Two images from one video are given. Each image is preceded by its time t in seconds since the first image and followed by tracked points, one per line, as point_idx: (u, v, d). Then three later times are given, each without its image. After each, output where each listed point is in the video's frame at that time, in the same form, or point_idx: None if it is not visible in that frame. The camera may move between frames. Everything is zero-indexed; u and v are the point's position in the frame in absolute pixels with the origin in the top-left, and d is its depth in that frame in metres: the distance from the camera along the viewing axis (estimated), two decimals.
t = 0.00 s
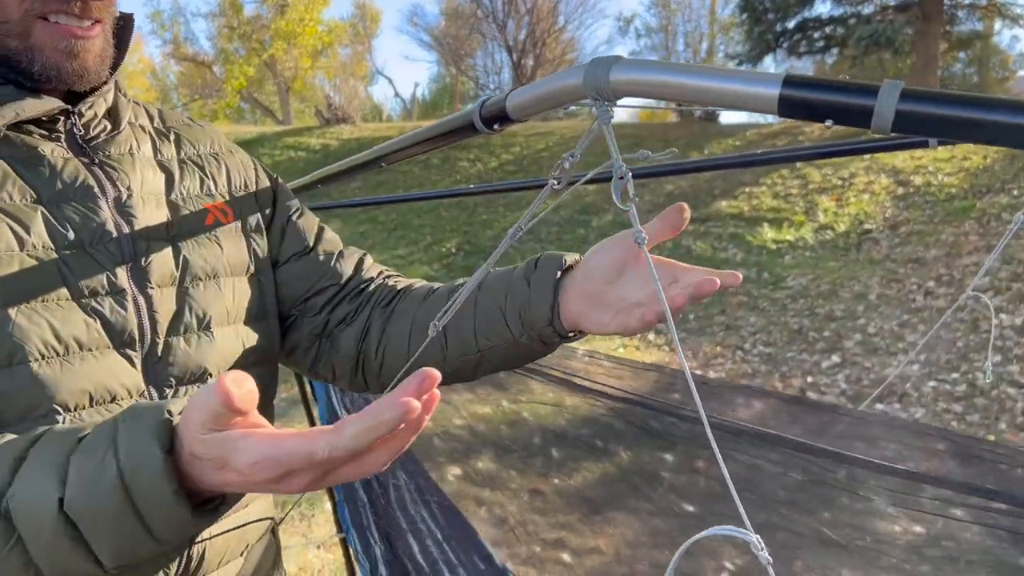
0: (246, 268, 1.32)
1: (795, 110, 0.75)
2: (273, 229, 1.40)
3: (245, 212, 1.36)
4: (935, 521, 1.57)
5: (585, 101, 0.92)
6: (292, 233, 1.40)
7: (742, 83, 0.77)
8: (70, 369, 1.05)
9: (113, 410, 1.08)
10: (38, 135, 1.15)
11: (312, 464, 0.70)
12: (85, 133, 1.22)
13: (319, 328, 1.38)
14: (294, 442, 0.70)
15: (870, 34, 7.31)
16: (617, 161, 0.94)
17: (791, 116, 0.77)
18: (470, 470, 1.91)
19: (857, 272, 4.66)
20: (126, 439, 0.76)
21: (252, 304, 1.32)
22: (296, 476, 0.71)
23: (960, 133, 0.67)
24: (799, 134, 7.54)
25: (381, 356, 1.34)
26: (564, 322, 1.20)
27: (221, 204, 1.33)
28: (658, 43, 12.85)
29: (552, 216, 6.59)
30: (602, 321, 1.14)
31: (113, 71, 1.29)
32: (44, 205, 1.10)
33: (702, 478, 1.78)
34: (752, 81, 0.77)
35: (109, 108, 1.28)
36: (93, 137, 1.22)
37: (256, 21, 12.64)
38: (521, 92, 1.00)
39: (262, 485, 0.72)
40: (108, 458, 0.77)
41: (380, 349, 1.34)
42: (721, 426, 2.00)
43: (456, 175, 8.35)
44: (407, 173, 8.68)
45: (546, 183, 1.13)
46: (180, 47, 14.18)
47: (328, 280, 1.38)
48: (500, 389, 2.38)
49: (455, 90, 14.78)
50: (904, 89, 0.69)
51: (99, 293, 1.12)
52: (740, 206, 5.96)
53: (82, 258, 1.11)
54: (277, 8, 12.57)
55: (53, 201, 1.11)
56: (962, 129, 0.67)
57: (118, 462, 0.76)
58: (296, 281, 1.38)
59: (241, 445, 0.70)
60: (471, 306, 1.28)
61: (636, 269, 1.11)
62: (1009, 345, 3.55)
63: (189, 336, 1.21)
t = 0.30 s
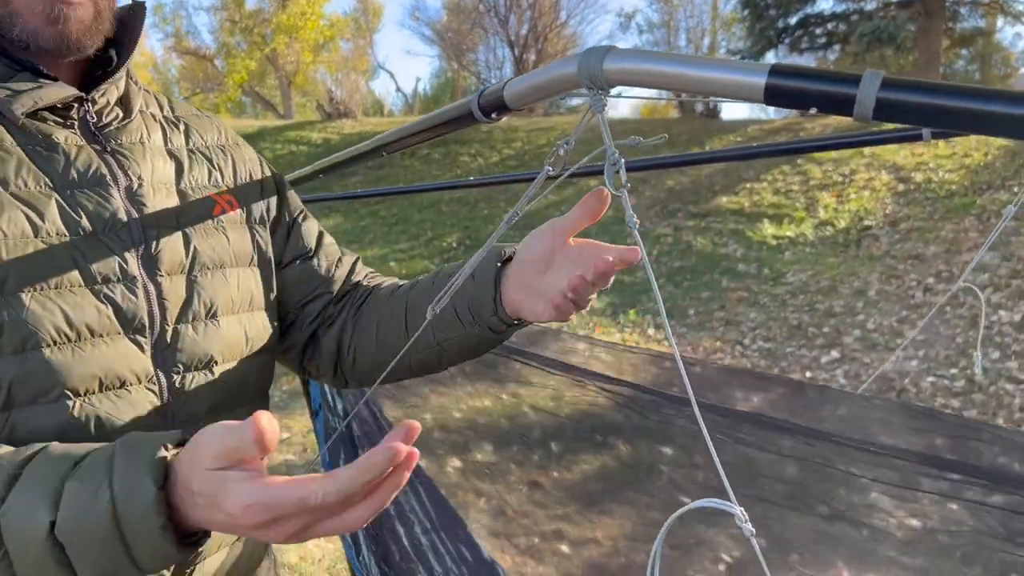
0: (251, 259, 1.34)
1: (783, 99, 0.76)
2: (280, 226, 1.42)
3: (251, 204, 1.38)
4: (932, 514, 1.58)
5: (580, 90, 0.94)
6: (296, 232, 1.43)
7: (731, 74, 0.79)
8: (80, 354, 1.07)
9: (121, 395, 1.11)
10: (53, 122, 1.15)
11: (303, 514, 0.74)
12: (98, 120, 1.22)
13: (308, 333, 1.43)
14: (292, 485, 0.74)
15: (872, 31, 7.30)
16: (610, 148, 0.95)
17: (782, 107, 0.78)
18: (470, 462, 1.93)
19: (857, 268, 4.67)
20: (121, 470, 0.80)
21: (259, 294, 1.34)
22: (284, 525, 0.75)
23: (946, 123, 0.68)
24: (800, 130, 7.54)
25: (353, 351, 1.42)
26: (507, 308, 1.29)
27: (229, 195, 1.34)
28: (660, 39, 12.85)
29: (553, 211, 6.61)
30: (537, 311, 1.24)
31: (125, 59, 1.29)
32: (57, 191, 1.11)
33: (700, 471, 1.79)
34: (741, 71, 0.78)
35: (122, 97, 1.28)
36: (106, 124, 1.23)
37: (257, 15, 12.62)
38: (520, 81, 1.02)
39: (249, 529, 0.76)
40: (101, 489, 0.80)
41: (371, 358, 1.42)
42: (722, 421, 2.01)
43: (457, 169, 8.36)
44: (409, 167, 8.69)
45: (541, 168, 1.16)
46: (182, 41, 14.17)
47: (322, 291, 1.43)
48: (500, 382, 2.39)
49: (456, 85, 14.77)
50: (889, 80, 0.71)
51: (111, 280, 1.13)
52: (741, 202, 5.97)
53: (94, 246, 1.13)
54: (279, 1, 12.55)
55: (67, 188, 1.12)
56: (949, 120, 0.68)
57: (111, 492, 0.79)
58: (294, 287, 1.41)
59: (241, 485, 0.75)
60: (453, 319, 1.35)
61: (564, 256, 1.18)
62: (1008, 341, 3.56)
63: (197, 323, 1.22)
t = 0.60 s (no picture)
0: (251, 250, 1.36)
1: (767, 83, 0.79)
2: (281, 228, 1.46)
3: (252, 196, 1.39)
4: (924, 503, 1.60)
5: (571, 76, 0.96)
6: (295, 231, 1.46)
7: (716, 62, 0.81)
8: (80, 343, 1.09)
9: (121, 382, 1.13)
10: (59, 110, 1.15)
11: None
12: (105, 108, 1.22)
13: (293, 330, 1.48)
14: None
15: (870, 25, 7.30)
16: (602, 133, 0.98)
17: (766, 91, 0.81)
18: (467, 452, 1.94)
19: (853, 261, 4.69)
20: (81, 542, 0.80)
21: (258, 285, 1.36)
22: None
23: (924, 107, 0.71)
24: (797, 124, 7.56)
25: (328, 345, 1.47)
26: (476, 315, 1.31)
27: (231, 187, 1.36)
28: (658, 33, 12.84)
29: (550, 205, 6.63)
30: (504, 318, 1.26)
31: (136, 43, 1.26)
32: (62, 179, 1.11)
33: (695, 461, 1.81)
34: (725, 57, 0.81)
35: (129, 84, 1.28)
36: (112, 111, 1.22)
37: (255, 8, 12.59)
38: (513, 69, 1.04)
39: None
40: (60, 554, 0.80)
41: (349, 355, 1.46)
42: (717, 412, 2.03)
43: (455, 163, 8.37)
44: (407, 161, 8.69)
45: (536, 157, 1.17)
46: (179, 34, 14.10)
47: (311, 290, 1.48)
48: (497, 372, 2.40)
49: (454, 78, 14.75)
50: (867, 66, 0.74)
51: (114, 269, 1.14)
52: (738, 195, 5.99)
53: (98, 235, 1.13)
54: None
55: (71, 176, 1.12)
56: (927, 105, 0.70)
57: (69, 561, 0.80)
58: (290, 285, 1.46)
59: None
60: (421, 321, 1.37)
61: (530, 268, 1.24)
62: (1002, 334, 3.58)
63: (196, 312, 1.24)
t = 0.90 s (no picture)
0: (255, 238, 1.37)
1: (763, 74, 0.81)
2: (282, 220, 1.47)
3: (255, 186, 1.40)
4: (915, 492, 1.62)
5: (571, 67, 0.98)
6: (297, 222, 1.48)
7: (714, 52, 0.83)
8: (91, 326, 1.10)
9: (129, 365, 1.14)
10: (68, 97, 1.15)
11: None
12: (112, 96, 1.22)
13: (288, 321, 1.49)
14: (251, 565, 0.82)
15: (861, 19, 7.32)
16: (605, 123, 1.01)
17: (763, 81, 0.82)
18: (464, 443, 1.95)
19: (845, 253, 4.72)
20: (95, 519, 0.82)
21: (260, 274, 1.37)
22: None
23: (920, 97, 0.72)
24: (789, 116, 7.58)
25: (320, 334, 1.47)
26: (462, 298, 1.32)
27: (236, 177, 1.37)
28: (650, 26, 12.85)
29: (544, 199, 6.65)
30: (488, 298, 1.27)
31: (143, 32, 1.26)
32: (71, 165, 1.12)
33: (689, 451, 1.83)
34: (721, 49, 0.82)
35: (135, 72, 1.28)
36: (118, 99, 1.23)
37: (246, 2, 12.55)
38: (518, 61, 1.04)
39: None
40: (74, 532, 0.82)
41: (340, 343, 1.46)
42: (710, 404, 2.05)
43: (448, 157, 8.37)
44: (400, 155, 8.69)
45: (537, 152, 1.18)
46: (170, 28, 14.05)
47: (310, 281, 1.49)
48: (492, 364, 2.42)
49: (447, 72, 14.73)
50: (860, 57, 0.75)
51: (123, 254, 1.15)
52: (730, 188, 6.01)
53: (107, 221, 1.14)
54: None
55: (80, 162, 1.13)
56: (923, 95, 0.72)
57: (83, 540, 0.81)
58: (290, 275, 1.47)
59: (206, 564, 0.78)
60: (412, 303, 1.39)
61: (511, 248, 1.24)
62: (992, 324, 3.61)
63: (202, 298, 1.25)
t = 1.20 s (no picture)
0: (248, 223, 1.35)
1: (767, 58, 0.82)
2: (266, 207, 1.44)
3: (245, 171, 1.38)
4: (905, 478, 1.64)
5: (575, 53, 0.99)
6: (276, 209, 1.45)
7: (719, 37, 0.83)
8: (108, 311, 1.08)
9: (144, 350, 1.13)
10: (74, 76, 1.11)
11: None
12: (113, 75, 1.18)
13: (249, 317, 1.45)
14: None
15: (849, 11, 7.36)
16: (614, 107, 1.10)
17: (766, 64, 0.83)
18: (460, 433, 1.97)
19: (834, 244, 4.75)
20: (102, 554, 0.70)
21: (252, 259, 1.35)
22: None
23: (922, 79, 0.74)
24: (777, 108, 7.62)
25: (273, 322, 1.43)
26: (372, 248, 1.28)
27: (232, 160, 1.35)
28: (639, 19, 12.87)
29: (535, 191, 6.66)
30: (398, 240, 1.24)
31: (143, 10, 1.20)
32: (84, 147, 1.08)
33: (681, 440, 1.85)
34: (727, 33, 0.83)
35: (131, 52, 1.24)
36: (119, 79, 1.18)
37: None
38: (525, 45, 1.05)
39: None
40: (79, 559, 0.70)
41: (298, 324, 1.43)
42: (702, 394, 2.07)
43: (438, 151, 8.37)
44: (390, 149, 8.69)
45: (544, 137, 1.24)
46: (157, 22, 13.96)
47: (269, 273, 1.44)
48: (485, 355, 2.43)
49: (436, 65, 14.71)
50: (860, 42, 0.77)
51: (137, 238, 1.12)
52: (720, 180, 6.04)
53: (121, 205, 1.11)
54: None
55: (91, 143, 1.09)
56: (932, 78, 0.74)
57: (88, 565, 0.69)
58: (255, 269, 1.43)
59: None
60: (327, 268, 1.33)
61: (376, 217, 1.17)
62: (979, 313, 3.65)
63: (211, 282, 1.23)
